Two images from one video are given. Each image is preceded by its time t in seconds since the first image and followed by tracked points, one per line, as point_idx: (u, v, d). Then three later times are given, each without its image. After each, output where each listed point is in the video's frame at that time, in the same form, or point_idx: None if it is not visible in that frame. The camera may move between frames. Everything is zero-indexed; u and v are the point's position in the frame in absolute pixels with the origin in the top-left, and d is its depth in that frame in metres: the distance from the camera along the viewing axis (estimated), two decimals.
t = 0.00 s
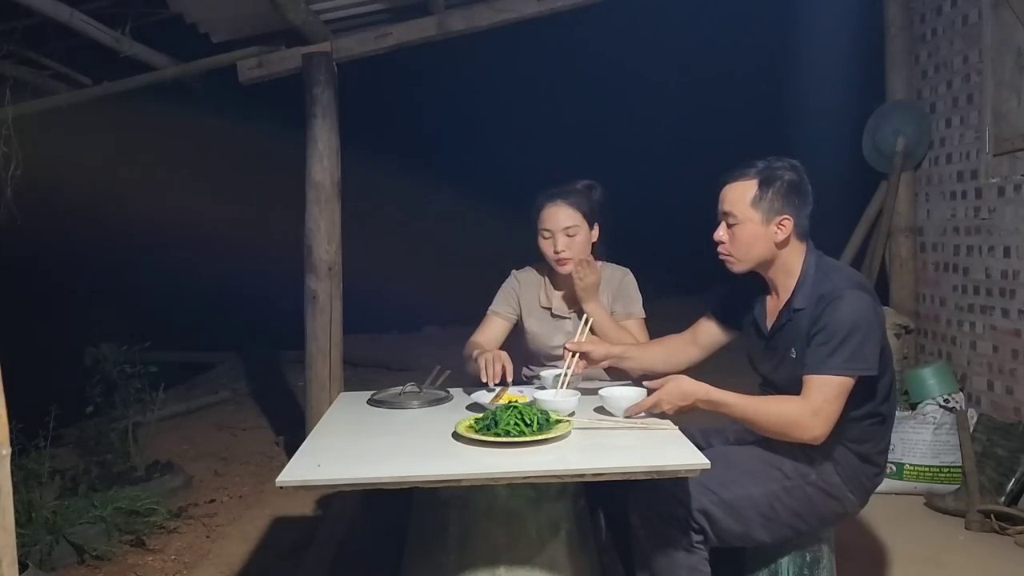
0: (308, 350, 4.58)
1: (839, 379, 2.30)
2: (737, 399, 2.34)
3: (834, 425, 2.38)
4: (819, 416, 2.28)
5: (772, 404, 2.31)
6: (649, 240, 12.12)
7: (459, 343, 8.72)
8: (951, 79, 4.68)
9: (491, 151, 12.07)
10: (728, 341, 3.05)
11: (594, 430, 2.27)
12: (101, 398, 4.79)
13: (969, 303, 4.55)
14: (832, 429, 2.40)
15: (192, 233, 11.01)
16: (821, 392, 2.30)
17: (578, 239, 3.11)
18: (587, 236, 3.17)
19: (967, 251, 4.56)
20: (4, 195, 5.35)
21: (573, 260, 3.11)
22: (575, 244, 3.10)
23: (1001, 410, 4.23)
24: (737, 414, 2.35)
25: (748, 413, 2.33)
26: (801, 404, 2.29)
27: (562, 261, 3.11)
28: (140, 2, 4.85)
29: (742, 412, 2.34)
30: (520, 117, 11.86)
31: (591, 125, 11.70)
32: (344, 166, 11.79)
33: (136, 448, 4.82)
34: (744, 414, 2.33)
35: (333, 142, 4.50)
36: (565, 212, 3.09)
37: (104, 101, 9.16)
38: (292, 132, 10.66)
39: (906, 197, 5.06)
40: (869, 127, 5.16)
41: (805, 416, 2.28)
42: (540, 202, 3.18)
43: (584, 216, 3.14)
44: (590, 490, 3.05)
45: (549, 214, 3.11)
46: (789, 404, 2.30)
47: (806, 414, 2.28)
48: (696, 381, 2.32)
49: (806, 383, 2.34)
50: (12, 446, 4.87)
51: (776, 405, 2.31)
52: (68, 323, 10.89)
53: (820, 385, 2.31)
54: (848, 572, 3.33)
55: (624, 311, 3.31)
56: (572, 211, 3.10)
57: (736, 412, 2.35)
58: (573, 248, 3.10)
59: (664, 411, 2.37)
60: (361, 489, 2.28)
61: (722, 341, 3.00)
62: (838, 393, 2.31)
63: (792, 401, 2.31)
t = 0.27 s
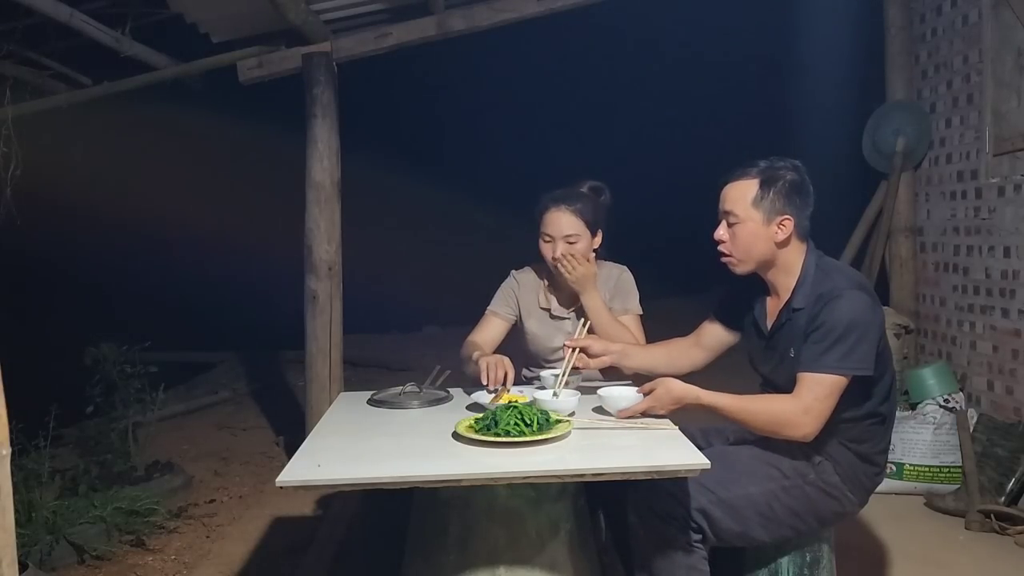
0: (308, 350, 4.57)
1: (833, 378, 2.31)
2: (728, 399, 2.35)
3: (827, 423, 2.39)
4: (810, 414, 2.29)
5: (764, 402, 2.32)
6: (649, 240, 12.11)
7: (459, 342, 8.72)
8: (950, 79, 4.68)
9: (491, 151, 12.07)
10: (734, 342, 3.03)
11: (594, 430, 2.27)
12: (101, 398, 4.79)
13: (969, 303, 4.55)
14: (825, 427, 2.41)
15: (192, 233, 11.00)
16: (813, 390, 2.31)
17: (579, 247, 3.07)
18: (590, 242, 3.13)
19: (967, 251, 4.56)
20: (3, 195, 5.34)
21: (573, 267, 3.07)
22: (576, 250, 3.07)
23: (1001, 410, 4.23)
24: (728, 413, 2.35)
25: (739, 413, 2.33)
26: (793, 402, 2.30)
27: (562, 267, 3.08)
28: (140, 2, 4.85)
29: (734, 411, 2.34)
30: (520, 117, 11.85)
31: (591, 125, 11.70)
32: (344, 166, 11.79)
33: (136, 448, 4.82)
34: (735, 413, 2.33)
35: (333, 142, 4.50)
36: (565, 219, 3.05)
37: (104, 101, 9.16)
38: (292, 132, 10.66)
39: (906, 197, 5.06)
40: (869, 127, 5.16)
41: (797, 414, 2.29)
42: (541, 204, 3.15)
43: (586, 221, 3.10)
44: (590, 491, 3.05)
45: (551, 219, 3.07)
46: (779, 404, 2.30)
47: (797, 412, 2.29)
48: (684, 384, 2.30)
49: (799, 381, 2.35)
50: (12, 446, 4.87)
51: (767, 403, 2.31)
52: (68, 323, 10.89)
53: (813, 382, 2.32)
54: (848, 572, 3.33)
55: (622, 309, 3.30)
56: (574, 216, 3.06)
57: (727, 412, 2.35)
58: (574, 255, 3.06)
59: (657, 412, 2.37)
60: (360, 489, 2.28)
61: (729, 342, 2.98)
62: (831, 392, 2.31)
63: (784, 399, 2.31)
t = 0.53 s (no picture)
0: (308, 350, 4.58)
1: (831, 377, 2.31)
2: (726, 399, 2.34)
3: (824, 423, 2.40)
4: (808, 413, 2.29)
5: (763, 403, 2.32)
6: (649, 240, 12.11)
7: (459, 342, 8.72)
8: (951, 79, 4.68)
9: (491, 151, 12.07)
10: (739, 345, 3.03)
11: (594, 430, 2.27)
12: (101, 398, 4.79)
13: (969, 303, 4.55)
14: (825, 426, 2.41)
15: (191, 233, 11.00)
16: (811, 389, 2.31)
17: (582, 252, 3.08)
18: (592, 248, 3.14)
19: (967, 251, 4.56)
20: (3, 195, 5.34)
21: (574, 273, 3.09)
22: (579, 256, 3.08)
23: (1001, 410, 4.23)
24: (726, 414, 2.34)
25: (737, 414, 2.33)
26: (791, 401, 2.30)
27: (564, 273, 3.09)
28: (140, 2, 4.85)
29: (732, 412, 2.33)
30: (520, 117, 11.85)
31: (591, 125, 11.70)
32: (344, 166, 11.78)
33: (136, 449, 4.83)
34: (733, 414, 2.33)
35: (334, 142, 4.50)
36: (569, 224, 3.05)
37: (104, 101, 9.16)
38: (292, 132, 10.66)
39: (906, 197, 5.06)
40: (869, 127, 5.15)
41: (795, 413, 2.29)
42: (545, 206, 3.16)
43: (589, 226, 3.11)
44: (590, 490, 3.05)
45: (555, 223, 3.08)
46: (778, 403, 2.30)
47: (795, 411, 2.29)
48: (681, 388, 2.30)
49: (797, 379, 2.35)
50: (12, 446, 4.88)
51: (766, 403, 2.31)
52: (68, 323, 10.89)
53: (811, 381, 2.32)
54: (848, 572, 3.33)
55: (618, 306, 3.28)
56: (577, 221, 3.06)
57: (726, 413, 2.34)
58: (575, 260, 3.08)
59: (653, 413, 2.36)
60: (361, 489, 2.28)
61: (733, 343, 2.98)
62: (829, 390, 2.31)
63: (782, 399, 2.31)
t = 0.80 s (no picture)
0: (308, 350, 4.57)
1: (831, 376, 2.31)
2: (724, 399, 2.34)
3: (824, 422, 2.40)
4: (808, 412, 2.29)
5: (762, 403, 2.31)
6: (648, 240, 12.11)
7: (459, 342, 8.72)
8: (951, 79, 4.68)
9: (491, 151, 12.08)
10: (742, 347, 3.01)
11: (593, 430, 2.26)
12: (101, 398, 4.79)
13: (969, 303, 4.55)
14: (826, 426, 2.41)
15: (191, 233, 11.00)
16: (811, 388, 2.32)
17: (589, 252, 3.16)
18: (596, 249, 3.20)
19: (967, 251, 4.56)
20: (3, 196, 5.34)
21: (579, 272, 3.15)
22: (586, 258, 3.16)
23: (1001, 409, 4.23)
24: (724, 415, 2.34)
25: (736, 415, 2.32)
26: (790, 401, 2.30)
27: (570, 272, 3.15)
28: (140, 2, 4.85)
29: (730, 412, 2.33)
30: (519, 117, 11.85)
31: (591, 125, 11.70)
32: (344, 166, 11.78)
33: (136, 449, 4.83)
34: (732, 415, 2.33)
35: (333, 142, 4.50)
36: (581, 225, 3.10)
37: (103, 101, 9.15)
38: (291, 132, 10.65)
39: (906, 197, 5.06)
40: (869, 127, 5.15)
41: (795, 413, 2.29)
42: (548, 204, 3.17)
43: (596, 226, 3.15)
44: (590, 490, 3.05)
45: (561, 223, 3.12)
46: (777, 403, 2.30)
47: (795, 411, 2.29)
48: (680, 389, 2.28)
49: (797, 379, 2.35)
50: (11, 446, 4.88)
51: (765, 403, 2.31)
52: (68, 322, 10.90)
53: (811, 380, 2.32)
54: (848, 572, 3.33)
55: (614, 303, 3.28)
56: (585, 221, 3.10)
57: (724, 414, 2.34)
58: (581, 259, 3.15)
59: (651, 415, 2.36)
60: (361, 489, 2.28)
61: (736, 345, 2.96)
62: (829, 390, 2.32)
63: (782, 398, 2.31)
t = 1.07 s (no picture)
0: (308, 350, 4.57)
1: (833, 377, 2.31)
2: (727, 401, 2.34)
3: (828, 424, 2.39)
4: (812, 414, 2.29)
5: (765, 406, 2.31)
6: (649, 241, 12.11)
7: (459, 342, 8.72)
8: (951, 79, 4.68)
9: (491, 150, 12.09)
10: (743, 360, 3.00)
11: (593, 430, 2.26)
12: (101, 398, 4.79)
13: (969, 303, 4.55)
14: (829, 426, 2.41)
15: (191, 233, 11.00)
16: (814, 390, 2.31)
17: (586, 245, 3.15)
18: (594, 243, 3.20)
19: (967, 251, 4.56)
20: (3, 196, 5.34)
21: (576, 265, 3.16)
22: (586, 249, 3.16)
23: (1001, 410, 4.23)
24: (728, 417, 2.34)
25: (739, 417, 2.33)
26: (793, 403, 2.30)
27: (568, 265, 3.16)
28: (141, 2, 4.86)
29: (734, 414, 2.33)
30: (519, 117, 11.85)
31: (590, 125, 11.70)
32: (344, 166, 11.78)
33: (136, 449, 4.83)
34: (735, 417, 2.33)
35: (334, 142, 4.50)
36: (578, 218, 3.10)
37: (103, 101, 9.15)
38: (291, 132, 10.65)
39: (906, 197, 5.06)
40: (868, 127, 5.15)
41: (798, 414, 2.28)
42: (547, 200, 3.18)
43: (593, 221, 3.15)
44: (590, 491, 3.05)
45: (559, 215, 3.12)
46: (780, 405, 2.30)
47: (798, 413, 2.29)
48: (686, 389, 2.29)
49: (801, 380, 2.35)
50: (11, 446, 4.88)
51: (768, 405, 2.31)
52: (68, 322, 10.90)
53: (813, 381, 2.31)
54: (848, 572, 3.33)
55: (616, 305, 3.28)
56: (582, 215, 3.10)
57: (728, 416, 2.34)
58: (578, 253, 3.14)
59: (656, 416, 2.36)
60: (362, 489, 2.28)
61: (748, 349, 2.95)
62: (832, 390, 2.31)
63: (785, 400, 2.31)
